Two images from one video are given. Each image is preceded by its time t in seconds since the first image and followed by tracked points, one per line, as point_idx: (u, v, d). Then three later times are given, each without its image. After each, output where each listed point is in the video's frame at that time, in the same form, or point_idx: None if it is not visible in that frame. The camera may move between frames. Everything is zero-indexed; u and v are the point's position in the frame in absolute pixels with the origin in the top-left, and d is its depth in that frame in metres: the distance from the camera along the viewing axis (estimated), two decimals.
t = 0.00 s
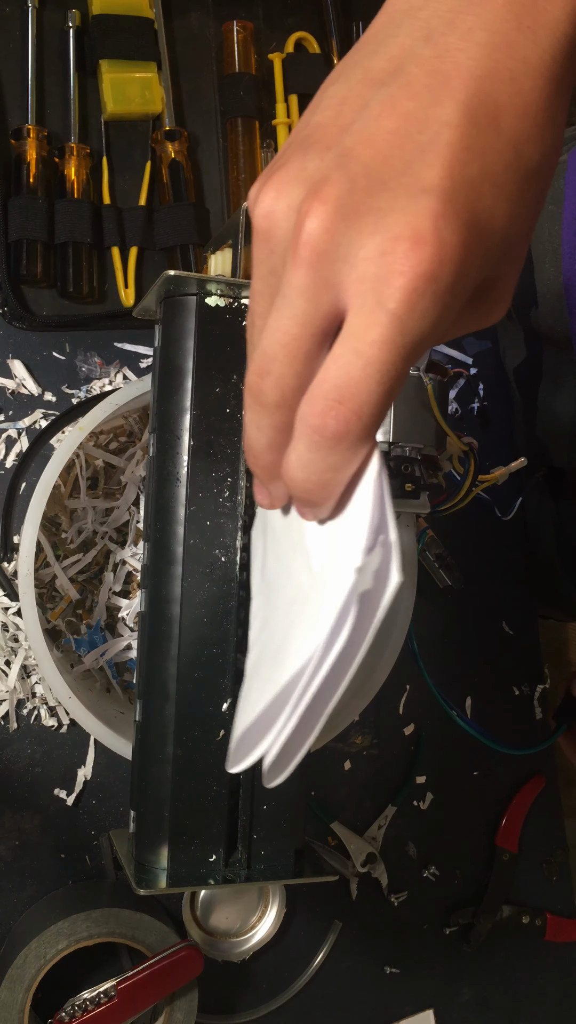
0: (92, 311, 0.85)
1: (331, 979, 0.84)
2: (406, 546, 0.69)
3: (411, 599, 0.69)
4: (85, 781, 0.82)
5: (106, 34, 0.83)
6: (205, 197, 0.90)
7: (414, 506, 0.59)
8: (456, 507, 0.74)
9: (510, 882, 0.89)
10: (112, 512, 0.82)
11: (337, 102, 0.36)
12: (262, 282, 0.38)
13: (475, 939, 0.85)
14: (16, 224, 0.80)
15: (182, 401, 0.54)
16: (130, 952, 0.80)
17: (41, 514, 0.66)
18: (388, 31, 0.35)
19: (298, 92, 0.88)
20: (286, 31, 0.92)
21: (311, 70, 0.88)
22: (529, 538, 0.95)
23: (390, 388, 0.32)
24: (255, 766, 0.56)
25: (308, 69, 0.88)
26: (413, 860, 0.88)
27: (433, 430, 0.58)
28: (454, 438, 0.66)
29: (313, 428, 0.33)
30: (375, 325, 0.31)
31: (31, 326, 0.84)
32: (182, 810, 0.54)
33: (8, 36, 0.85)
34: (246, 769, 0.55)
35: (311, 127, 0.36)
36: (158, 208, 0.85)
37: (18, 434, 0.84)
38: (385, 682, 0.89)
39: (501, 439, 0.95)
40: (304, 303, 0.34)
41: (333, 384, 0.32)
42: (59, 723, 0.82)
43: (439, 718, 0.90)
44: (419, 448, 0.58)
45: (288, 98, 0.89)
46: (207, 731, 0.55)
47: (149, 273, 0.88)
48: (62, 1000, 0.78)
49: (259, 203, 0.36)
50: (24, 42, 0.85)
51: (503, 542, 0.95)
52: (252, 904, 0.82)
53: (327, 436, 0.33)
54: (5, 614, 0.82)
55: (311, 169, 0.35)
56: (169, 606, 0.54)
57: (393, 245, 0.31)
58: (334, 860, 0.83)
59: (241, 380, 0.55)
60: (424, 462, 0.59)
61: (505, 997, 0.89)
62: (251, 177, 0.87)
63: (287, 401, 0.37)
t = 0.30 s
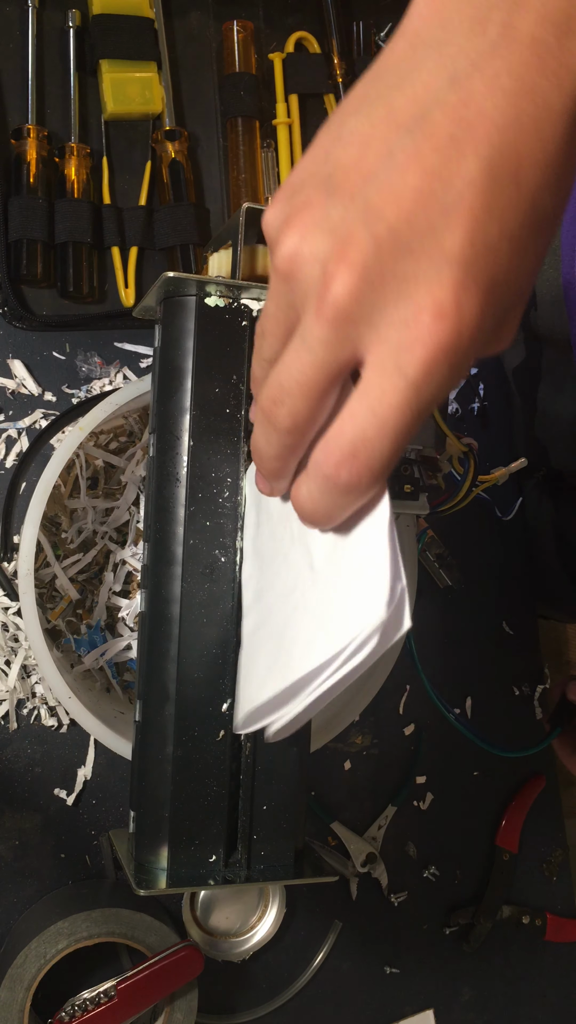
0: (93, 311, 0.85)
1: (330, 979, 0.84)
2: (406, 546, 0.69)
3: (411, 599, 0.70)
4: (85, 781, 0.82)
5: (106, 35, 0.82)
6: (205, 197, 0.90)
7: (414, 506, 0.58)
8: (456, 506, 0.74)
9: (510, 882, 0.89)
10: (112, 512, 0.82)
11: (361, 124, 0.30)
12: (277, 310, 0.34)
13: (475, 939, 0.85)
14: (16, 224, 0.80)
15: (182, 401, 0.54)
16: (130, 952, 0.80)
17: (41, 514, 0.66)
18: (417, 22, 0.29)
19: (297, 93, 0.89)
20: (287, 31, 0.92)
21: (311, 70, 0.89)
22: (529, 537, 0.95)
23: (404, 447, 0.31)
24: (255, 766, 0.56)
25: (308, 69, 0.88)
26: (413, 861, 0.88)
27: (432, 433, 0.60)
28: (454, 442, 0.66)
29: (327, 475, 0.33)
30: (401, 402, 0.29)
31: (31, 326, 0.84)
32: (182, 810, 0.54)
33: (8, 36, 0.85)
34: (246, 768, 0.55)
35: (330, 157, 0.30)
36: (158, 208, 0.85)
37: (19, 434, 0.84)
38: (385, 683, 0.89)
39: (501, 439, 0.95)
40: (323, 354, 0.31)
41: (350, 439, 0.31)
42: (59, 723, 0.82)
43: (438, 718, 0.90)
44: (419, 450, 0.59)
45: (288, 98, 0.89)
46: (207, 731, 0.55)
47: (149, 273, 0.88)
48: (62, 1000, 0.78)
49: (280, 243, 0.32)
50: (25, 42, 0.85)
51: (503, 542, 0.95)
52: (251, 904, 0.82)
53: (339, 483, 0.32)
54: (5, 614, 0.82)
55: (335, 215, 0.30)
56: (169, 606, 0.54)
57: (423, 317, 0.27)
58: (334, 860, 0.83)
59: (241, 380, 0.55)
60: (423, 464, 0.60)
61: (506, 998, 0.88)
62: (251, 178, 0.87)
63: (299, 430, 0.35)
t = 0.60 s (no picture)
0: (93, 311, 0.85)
1: (331, 979, 0.84)
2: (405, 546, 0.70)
3: (410, 599, 0.70)
4: (85, 781, 0.82)
5: (106, 35, 0.82)
6: (205, 198, 0.90)
7: (415, 507, 0.58)
8: (456, 506, 0.74)
9: (511, 882, 0.89)
10: (112, 512, 0.82)
11: (379, 201, 0.33)
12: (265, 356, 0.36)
13: (475, 938, 0.85)
14: (16, 224, 0.80)
15: (181, 401, 0.54)
16: (130, 952, 0.80)
17: (40, 513, 0.66)
18: (442, 96, 0.32)
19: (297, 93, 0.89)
20: (286, 31, 0.92)
21: (310, 70, 0.89)
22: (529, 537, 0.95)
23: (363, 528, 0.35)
24: (254, 766, 0.55)
25: (307, 69, 0.89)
26: (413, 861, 0.88)
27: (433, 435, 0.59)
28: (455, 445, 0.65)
29: (283, 535, 0.36)
30: (374, 485, 0.34)
31: (31, 326, 0.84)
32: (182, 809, 0.54)
33: (7, 36, 0.85)
34: (245, 768, 0.55)
35: (348, 227, 0.34)
36: (158, 208, 0.85)
37: (19, 434, 0.84)
38: (385, 682, 0.89)
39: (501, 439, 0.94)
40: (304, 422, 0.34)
41: (314, 510, 0.35)
42: (59, 723, 0.82)
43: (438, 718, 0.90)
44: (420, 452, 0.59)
45: (288, 98, 0.90)
46: (207, 731, 0.55)
47: (149, 273, 0.88)
48: (62, 1000, 0.78)
49: (283, 306, 0.35)
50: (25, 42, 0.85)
51: (503, 542, 0.95)
52: (252, 904, 0.82)
53: (294, 547, 0.36)
54: (5, 614, 0.82)
55: (345, 296, 0.34)
56: (169, 606, 0.54)
57: (410, 418, 0.33)
58: (334, 860, 0.83)
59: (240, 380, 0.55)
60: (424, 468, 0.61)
61: (506, 997, 0.88)
62: (251, 177, 0.87)
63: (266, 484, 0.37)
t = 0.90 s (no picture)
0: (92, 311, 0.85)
1: (331, 979, 0.84)
2: (405, 547, 0.70)
3: (410, 598, 0.69)
4: (85, 782, 0.82)
5: (106, 35, 0.82)
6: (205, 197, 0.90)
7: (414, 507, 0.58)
8: (456, 505, 0.73)
9: (511, 882, 0.88)
10: (112, 512, 0.82)
11: None
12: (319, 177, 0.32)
13: (475, 939, 0.85)
14: (16, 224, 0.80)
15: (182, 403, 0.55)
16: (130, 952, 0.80)
17: (41, 514, 0.66)
18: None
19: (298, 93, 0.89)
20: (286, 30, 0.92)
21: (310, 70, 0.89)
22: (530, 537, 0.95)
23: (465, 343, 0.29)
24: (254, 767, 0.55)
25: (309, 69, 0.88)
26: (413, 861, 0.88)
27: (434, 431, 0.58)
28: (456, 440, 0.64)
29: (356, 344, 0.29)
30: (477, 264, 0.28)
31: (30, 326, 0.84)
32: (182, 809, 0.54)
33: (7, 36, 0.85)
34: (245, 770, 0.55)
35: None
36: (158, 208, 0.85)
37: (18, 434, 0.84)
38: (385, 682, 0.89)
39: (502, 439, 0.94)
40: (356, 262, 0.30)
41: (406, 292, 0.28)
42: (59, 723, 0.82)
43: (438, 718, 0.90)
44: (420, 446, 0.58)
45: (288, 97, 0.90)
46: (207, 731, 0.55)
47: (149, 272, 0.88)
48: (62, 1000, 0.78)
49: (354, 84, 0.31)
50: (25, 42, 0.85)
51: (503, 542, 0.95)
52: (252, 904, 0.82)
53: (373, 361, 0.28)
54: (5, 614, 0.82)
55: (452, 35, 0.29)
56: (169, 607, 0.55)
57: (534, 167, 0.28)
58: (334, 860, 0.83)
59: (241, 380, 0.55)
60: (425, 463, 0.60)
61: (506, 997, 0.88)
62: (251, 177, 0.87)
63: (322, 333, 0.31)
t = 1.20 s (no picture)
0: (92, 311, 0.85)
1: (331, 979, 0.84)
2: (406, 547, 0.70)
3: (410, 599, 0.69)
4: (85, 782, 0.82)
5: (106, 35, 0.82)
6: (204, 197, 0.90)
7: (414, 506, 0.58)
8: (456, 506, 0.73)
9: (511, 883, 0.88)
10: (112, 512, 0.82)
11: None
12: None
13: (475, 939, 0.85)
14: (16, 224, 0.80)
15: (182, 401, 0.54)
16: (130, 952, 0.80)
17: (40, 514, 0.66)
18: None
19: (298, 93, 0.89)
20: (286, 31, 0.92)
21: (309, 71, 0.89)
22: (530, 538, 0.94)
23: None
24: (254, 766, 0.55)
25: (307, 70, 0.89)
26: (413, 861, 0.88)
27: (433, 431, 0.58)
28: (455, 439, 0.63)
29: None
30: None
31: (30, 326, 0.84)
32: (182, 809, 0.54)
33: (7, 36, 0.85)
34: (245, 769, 0.55)
35: None
36: (157, 208, 0.85)
37: (18, 434, 0.84)
38: (385, 682, 0.89)
39: (501, 439, 0.94)
40: None
41: None
42: (59, 723, 0.82)
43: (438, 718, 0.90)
44: (419, 448, 0.58)
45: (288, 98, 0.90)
46: (207, 730, 0.55)
47: (149, 272, 0.88)
48: (62, 1000, 0.78)
49: None
50: (25, 42, 0.85)
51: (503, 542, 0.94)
52: (252, 904, 0.82)
53: None
54: (5, 614, 0.82)
55: None
56: (169, 606, 0.54)
57: None
58: (334, 860, 0.83)
59: (241, 380, 0.55)
60: (424, 463, 0.59)
61: (506, 998, 0.88)
62: (251, 177, 0.87)
63: None
